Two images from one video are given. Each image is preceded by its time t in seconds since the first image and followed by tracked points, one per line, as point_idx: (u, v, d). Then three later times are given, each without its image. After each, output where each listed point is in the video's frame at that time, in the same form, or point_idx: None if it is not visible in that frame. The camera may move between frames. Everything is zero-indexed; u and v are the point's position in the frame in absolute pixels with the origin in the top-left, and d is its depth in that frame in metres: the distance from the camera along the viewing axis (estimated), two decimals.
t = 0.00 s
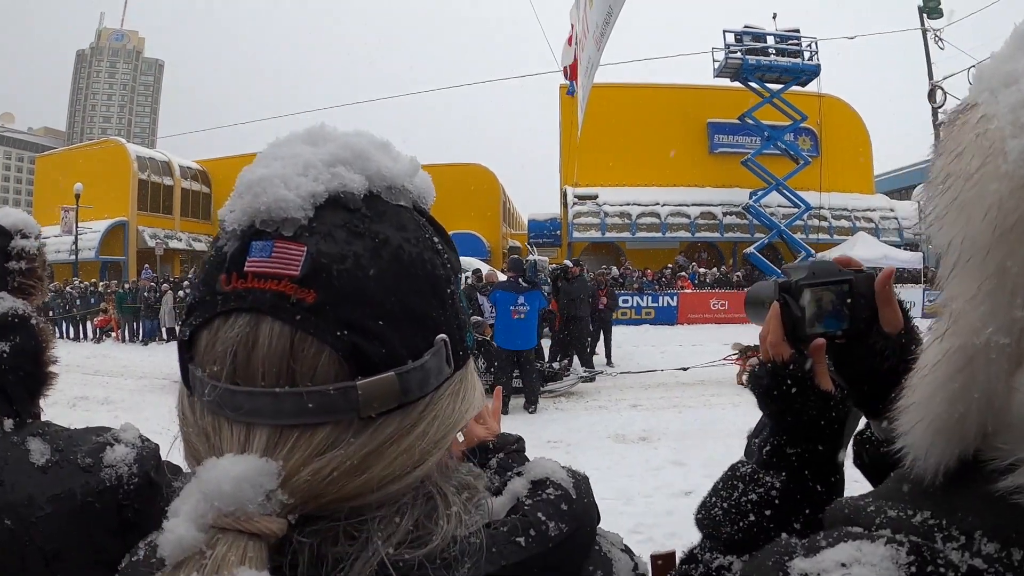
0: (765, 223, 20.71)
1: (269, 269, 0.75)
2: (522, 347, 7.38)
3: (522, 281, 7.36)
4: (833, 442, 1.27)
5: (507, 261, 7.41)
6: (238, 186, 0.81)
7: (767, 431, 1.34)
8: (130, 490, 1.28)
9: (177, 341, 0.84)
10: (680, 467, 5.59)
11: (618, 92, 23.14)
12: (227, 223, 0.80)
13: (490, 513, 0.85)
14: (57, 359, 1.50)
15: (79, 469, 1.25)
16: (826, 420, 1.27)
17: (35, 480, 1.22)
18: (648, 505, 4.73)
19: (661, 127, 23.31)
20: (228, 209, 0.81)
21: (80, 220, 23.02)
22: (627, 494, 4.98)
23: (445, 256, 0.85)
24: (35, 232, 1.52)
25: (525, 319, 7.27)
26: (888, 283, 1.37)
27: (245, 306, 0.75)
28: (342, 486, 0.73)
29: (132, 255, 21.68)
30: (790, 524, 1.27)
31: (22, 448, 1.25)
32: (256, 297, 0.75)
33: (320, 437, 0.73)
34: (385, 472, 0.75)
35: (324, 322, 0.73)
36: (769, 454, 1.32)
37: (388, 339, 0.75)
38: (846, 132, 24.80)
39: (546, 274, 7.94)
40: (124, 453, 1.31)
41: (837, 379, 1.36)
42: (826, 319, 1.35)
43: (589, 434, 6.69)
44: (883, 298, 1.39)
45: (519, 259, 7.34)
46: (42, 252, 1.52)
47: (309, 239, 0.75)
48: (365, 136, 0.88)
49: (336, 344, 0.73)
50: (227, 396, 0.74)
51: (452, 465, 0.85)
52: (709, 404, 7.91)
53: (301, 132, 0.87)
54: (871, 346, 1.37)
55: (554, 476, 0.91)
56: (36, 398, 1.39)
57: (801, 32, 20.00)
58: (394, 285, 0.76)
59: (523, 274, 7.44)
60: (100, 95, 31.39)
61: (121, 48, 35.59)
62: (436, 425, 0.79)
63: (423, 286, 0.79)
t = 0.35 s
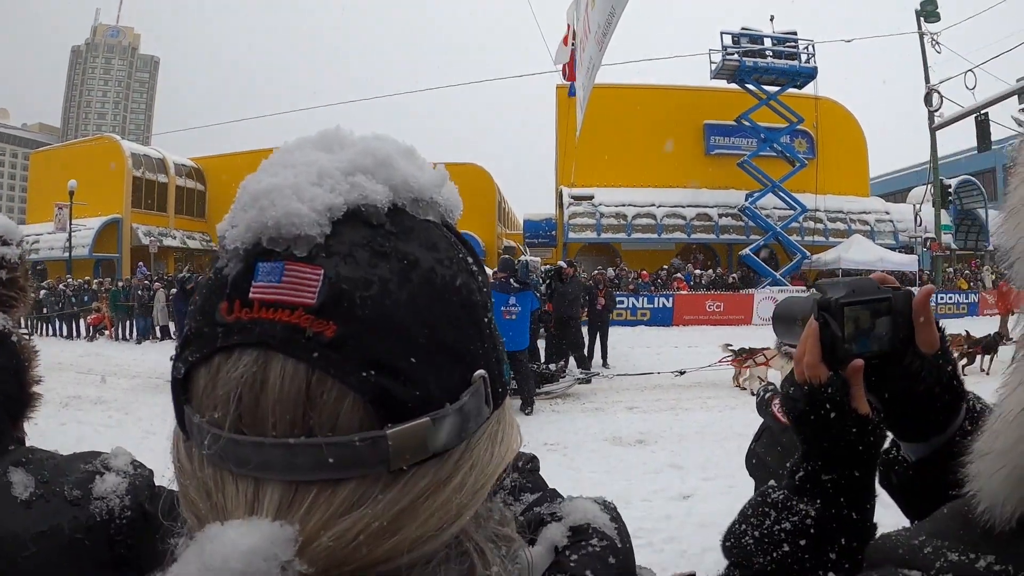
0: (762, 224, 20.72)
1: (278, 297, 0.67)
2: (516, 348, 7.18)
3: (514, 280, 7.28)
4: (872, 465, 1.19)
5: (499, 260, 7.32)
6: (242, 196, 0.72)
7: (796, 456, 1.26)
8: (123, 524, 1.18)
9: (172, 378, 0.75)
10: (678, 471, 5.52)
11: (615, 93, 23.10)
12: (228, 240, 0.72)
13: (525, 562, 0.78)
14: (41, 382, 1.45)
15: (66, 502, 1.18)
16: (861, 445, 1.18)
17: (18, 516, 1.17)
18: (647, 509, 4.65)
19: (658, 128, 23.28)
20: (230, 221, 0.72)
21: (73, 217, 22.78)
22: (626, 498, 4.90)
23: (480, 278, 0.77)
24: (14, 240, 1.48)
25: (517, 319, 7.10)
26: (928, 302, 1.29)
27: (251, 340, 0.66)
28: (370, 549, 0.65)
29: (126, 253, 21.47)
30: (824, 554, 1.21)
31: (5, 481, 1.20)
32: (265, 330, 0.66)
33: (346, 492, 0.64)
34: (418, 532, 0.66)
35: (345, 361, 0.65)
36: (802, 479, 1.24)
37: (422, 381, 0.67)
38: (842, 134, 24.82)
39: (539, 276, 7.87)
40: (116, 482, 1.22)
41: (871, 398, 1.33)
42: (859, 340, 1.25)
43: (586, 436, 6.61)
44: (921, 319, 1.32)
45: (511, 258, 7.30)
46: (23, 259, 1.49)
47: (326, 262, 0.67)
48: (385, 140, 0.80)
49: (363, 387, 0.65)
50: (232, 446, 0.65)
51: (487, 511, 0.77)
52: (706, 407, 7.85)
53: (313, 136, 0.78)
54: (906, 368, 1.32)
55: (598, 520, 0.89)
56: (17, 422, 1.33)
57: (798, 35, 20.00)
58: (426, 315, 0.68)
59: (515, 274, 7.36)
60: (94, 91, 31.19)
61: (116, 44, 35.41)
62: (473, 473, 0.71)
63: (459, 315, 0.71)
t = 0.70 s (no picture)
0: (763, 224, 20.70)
1: (235, 339, 0.65)
2: (513, 349, 7.18)
3: (510, 281, 7.27)
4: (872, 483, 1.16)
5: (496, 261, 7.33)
6: (200, 224, 0.70)
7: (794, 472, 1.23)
8: (103, 541, 1.15)
9: (136, 416, 0.73)
10: (678, 473, 5.49)
11: (617, 93, 23.08)
12: (185, 272, 0.70)
13: None
14: (25, 395, 1.45)
15: (46, 521, 1.15)
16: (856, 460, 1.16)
17: None
18: (648, 511, 4.62)
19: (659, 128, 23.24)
20: (189, 251, 0.71)
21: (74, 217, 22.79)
22: (626, 500, 4.87)
23: (455, 307, 0.74)
24: None
25: (513, 320, 7.08)
26: (929, 316, 1.26)
27: (207, 383, 0.64)
28: None
29: (127, 252, 21.47)
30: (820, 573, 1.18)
31: None
32: (221, 371, 0.64)
33: (306, 540, 0.62)
34: None
35: (304, 406, 0.63)
36: (798, 498, 1.21)
37: (386, 426, 0.65)
38: (844, 133, 24.75)
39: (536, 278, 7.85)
40: (97, 498, 1.19)
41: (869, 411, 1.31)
42: (859, 353, 1.21)
43: (587, 437, 6.59)
44: (924, 331, 1.28)
45: (507, 259, 7.31)
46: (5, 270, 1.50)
47: (284, 299, 0.65)
48: (356, 158, 0.78)
49: (324, 435, 0.63)
50: (189, 491, 0.63)
51: (464, 543, 0.76)
52: (708, 408, 7.81)
53: (277, 156, 0.76)
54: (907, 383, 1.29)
55: (583, 550, 0.90)
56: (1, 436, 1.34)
57: (799, 34, 19.97)
58: (391, 355, 0.66)
59: (512, 275, 7.36)
60: (96, 91, 31.21)
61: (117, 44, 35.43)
62: (445, 513, 0.68)
63: (428, 349, 0.69)
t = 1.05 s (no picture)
0: (770, 224, 20.67)
1: (225, 357, 0.71)
2: (518, 350, 7.23)
3: (514, 281, 7.28)
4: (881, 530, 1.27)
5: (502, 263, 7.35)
6: (194, 255, 0.77)
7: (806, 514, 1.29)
8: (112, 533, 1.24)
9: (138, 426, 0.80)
10: (683, 473, 5.54)
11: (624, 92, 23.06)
12: (182, 299, 0.76)
13: None
14: (36, 397, 1.52)
15: (58, 515, 1.23)
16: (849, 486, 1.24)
17: (13, 526, 1.20)
18: (651, 511, 4.68)
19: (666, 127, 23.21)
20: (184, 279, 0.77)
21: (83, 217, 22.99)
22: (630, 499, 4.92)
23: (422, 327, 0.80)
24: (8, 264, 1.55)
25: (517, 320, 7.11)
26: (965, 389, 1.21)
27: (201, 397, 0.71)
28: None
29: (136, 252, 21.65)
30: None
31: None
32: (212, 388, 0.71)
33: (288, 536, 0.69)
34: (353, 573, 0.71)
35: (285, 418, 0.69)
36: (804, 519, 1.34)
37: (357, 435, 0.71)
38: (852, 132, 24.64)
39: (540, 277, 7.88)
40: (106, 494, 1.27)
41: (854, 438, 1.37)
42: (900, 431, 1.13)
43: (592, 437, 6.63)
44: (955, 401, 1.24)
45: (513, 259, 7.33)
46: (16, 282, 1.57)
47: (267, 323, 0.71)
48: (336, 193, 0.85)
49: (300, 442, 0.69)
50: (187, 490, 0.71)
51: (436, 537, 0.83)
52: (713, 408, 7.84)
53: (264, 189, 0.83)
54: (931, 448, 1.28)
55: (545, 542, 0.96)
56: (15, 436, 1.41)
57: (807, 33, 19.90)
58: (364, 374, 0.72)
59: (516, 275, 7.38)
60: (105, 91, 31.47)
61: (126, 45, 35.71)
62: (412, 513, 0.75)
63: (396, 367, 0.75)
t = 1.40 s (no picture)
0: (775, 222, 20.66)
1: (252, 326, 0.77)
2: (530, 348, 7.29)
3: (528, 280, 7.36)
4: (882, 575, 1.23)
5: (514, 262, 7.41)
6: (222, 240, 0.83)
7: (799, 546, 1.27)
8: (129, 510, 1.31)
9: (168, 394, 0.86)
10: (687, 471, 5.58)
11: (628, 92, 23.07)
12: (211, 277, 0.82)
13: (467, 552, 0.91)
14: (56, 385, 1.58)
15: (79, 493, 1.29)
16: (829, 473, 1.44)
17: (37, 502, 1.26)
18: (655, 508, 4.73)
19: (671, 126, 23.22)
20: (214, 261, 0.83)
21: (91, 218, 23.16)
22: (634, 496, 4.97)
23: (426, 307, 0.86)
24: (23, 260, 1.61)
25: (530, 319, 7.20)
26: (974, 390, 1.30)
27: (227, 365, 0.77)
28: (325, 531, 0.75)
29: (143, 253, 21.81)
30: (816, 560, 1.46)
31: (25, 473, 1.29)
32: (239, 353, 0.77)
33: (304, 487, 0.74)
34: (365, 523, 0.76)
35: (303, 381, 0.75)
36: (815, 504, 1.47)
37: (367, 394, 0.77)
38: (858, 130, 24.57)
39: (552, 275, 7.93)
40: (124, 474, 1.34)
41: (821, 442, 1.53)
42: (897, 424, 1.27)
43: (597, 435, 6.69)
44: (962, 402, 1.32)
45: (525, 259, 7.39)
46: (33, 275, 1.63)
47: (289, 296, 0.77)
48: (350, 188, 0.91)
49: (317, 401, 0.75)
50: (214, 447, 0.76)
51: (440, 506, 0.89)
52: (719, 407, 7.88)
53: (286, 184, 0.90)
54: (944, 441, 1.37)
55: (539, 516, 1.03)
56: (37, 421, 1.48)
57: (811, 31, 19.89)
58: (377, 344, 0.78)
59: (529, 274, 7.45)
60: (111, 93, 31.66)
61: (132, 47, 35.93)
62: (417, 473, 0.81)
63: (404, 340, 0.81)
